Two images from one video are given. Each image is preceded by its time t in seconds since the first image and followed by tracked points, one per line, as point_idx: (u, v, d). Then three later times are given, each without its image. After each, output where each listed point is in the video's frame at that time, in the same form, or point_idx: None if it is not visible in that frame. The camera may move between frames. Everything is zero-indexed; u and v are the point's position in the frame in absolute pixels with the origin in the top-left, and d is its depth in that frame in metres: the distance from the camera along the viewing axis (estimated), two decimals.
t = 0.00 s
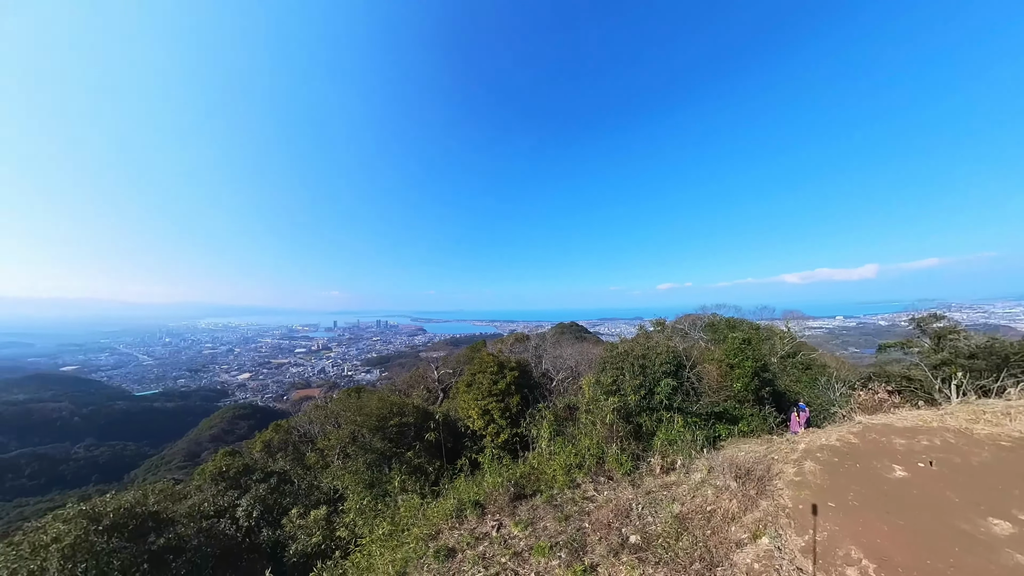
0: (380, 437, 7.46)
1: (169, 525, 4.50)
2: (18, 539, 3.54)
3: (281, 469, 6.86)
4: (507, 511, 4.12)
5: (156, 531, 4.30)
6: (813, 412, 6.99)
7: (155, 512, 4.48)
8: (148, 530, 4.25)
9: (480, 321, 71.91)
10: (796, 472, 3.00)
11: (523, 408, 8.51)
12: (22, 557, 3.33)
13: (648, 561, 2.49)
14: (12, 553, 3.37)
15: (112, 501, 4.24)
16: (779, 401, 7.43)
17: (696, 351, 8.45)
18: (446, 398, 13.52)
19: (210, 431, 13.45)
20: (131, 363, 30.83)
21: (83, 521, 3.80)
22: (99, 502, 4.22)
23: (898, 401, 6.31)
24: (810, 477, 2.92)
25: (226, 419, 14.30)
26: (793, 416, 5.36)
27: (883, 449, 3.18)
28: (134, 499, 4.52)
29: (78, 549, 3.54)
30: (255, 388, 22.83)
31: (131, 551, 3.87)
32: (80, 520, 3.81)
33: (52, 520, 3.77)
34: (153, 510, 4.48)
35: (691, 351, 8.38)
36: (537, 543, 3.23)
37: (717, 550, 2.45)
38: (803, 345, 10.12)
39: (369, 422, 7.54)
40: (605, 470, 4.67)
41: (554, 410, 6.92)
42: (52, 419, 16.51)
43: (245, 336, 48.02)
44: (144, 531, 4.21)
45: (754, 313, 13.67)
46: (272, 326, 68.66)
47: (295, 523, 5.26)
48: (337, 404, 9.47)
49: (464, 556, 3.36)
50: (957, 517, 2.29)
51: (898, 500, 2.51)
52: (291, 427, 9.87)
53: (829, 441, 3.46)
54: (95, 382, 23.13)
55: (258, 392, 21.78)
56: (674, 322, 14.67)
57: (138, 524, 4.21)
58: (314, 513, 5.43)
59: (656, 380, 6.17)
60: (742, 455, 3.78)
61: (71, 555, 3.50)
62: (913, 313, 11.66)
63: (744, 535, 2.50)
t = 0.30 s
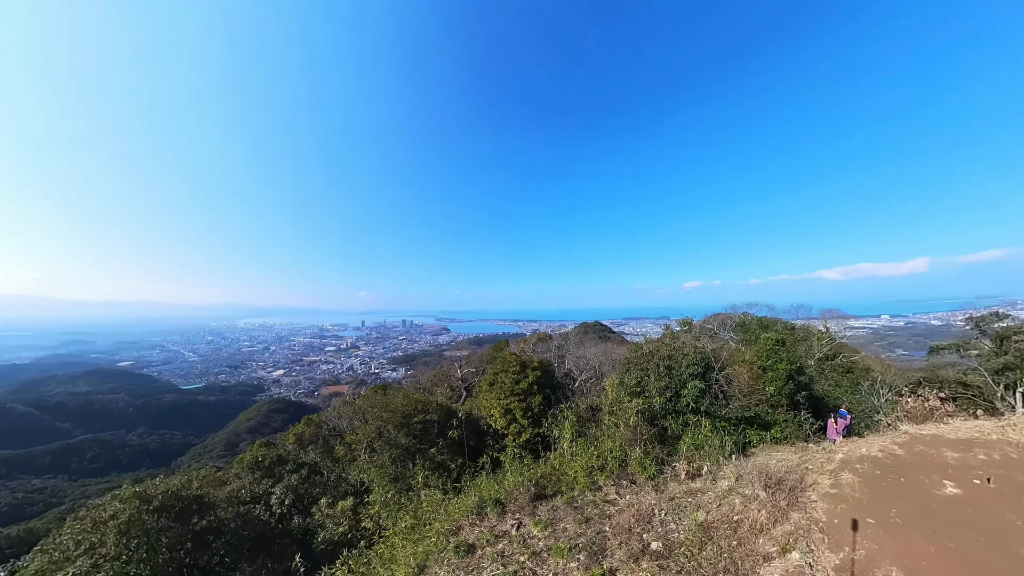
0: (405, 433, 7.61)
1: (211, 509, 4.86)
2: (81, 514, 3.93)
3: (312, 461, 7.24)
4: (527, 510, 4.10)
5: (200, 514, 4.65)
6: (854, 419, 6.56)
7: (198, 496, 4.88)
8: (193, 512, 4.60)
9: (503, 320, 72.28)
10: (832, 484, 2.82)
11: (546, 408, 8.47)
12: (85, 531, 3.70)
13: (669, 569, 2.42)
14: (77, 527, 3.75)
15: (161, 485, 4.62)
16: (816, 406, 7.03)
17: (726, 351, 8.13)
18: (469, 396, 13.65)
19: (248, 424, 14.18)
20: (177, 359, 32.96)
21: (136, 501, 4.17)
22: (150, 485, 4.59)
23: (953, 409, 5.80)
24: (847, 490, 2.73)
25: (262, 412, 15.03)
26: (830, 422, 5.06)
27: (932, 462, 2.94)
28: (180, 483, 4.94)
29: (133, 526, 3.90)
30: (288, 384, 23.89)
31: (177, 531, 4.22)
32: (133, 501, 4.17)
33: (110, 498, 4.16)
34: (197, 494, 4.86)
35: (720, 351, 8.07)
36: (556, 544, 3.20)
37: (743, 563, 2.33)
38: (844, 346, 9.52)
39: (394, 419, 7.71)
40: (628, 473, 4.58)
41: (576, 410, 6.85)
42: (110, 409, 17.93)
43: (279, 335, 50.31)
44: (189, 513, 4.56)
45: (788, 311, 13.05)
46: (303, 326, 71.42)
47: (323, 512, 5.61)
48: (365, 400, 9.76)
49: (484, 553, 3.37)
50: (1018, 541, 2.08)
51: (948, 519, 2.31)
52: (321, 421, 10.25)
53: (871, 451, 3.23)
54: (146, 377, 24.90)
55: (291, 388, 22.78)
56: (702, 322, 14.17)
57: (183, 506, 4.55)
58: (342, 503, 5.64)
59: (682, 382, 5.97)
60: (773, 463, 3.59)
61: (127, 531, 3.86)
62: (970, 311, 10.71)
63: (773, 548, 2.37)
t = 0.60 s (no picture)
0: (429, 430, 7.74)
1: (249, 495, 5.28)
2: (138, 493, 4.45)
3: (341, 454, 7.53)
4: (548, 510, 4.08)
5: (238, 499, 5.08)
6: (901, 427, 6.10)
7: (237, 483, 5.27)
8: (232, 497, 5.03)
9: (526, 319, 72.27)
10: (873, 498, 2.64)
11: (569, 409, 8.39)
12: (140, 509, 4.20)
13: None
14: (133, 505, 4.26)
15: (205, 471, 5.08)
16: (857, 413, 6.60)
17: (758, 353, 7.78)
18: (491, 395, 13.72)
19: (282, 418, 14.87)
20: (219, 356, 34.95)
21: (182, 485, 4.62)
22: (196, 471, 5.06)
23: (1016, 420, 5.29)
24: (889, 505, 2.55)
25: (295, 407, 15.71)
26: (873, 431, 4.71)
27: (990, 479, 2.69)
28: (222, 470, 5.36)
29: (179, 508, 4.35)
30: (319, 380, 24.84)
31: (217, 514, 4.64)
32: (181, 484, 4.61)
33: (161, 481, 4.63)
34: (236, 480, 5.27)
35: (751, 353, 7.73)
36: (576, 545, 3.17)
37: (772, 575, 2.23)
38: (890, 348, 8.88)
39: (419, 416, 7.86)
40: (652, 477, 4.47)
41: (599, 411, 6.75)
42: (160, 400, 19.32)
43: (311, 334, 52.42)
44: (229, 497, 5.00)
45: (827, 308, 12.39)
46: (333, 325, 74.11)
47: (351, 503, 5.80)
48: (391, 397, 10.01)
49: (504, 550, 3.38)
50: None
51: (1006, 542, 2.11)
52: (350, 417, 10.60)
53: (918, 464, 3.00)
54: (192, 373, 26.58)
55: (322, 384, 23.67)
56: (732, 321, 13.61)
57: (224, 491, 4.98)
58: (368, 495, 5.80)
59: (711, 385, 5.76)
60: (808, 473, 3.40)
61: (174, 511, 4.32)
62: None
63: (804, 563, 2.25)
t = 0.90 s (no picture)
0: (453, 427, 7.83)
1: (283, 483, 5.56)
2: (184, 477, 4.77)
3: (369, 448, 7.75)
4: (570, 511, 4.04)
5: (273, 487, 5.36)
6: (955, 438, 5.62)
7: (272, 472, 5.55)
8: (267, 485, 5.31)
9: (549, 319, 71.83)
10: (921, 515, 2.45)
11: (592, 410, 8.27)
12: (186, 492, 4.50)
13: None
14: (181, 488, 4.59)
15: (244, 459, 5.39)
16: (905, 421, 6.13)
17: (793, 355, 7.39)
18: (514, 394, 13.74)
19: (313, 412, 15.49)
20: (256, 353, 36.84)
21: (223, 471, 4.93)
22: (237, 459, 5.39)
23: None
24: (940, 523, 2.36)
25: (325, 402, 16.32)
26: (921, 441, 4.39)
27: None
28: (259, 459, 5.66)
29: (220, 492, 4.65)
30: (348, 377, 25.68)
31: (254, 500, 4.92)
32: (222, 471, 4.93)
33: (205, 467, 4.97)
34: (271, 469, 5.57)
35: (786, 355, 7.36)
36: (598, 548, 3.12)
37: None
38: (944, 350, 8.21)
39: (443, 414, 7.98)
40: (678, 483, 4.34)
41: (624, 412, 6.61)
42: (204, 393, 20.59)
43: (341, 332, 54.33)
44: (264, 485, 5.28)
45: (870, 306, 11.54)
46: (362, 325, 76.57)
47: (377, 495, 5.95)
48: (416, 394, 10.22)
49: (525, 549, 3.37)
50: None
51: None
52: (377, 412, 10.89)
53: (974, 479, 2.76)
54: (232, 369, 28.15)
55: (350, 381, 24.48)
56: (766, 321, 12.99)
57: (260, 479, 5.27)
58: (393, 489, 5.93)
59: (742, 388, 5.52)
60: (848, 484, 3.20)
61: (216, 496, 4.62)
62: None
63: None
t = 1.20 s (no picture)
0: (477, 425, 7.89)
1: (314, 474, 5.79)
2: (225, 464, 5.07)
3: (395, 444, 7.94)
4: (593, 514, 3.96)
5: (305, 478, 5.58)
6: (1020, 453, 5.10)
7: (304, 462, 5.78)
8: (300, 475, 5.54)
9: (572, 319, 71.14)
10: (981, 537, 2.23)
11: (617, 411, 8.11)
12: (227, 478, 4.84)
13: None
14: (222, 474, 4.93)
15: (279, 449, 5.65)
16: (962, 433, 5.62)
17: (833, 357, 6.96)
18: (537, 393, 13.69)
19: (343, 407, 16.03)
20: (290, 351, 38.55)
21: (260, 460, 5.17)
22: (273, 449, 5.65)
23: None
24: (1003, 546, 2.14)
25: (354, 399, 16.85)
26: (981, 455, 4.02)
27: None
28: (292, 450, 5.92)
29: (256, 480, 4.91)
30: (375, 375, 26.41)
31: (287, 489, 5.15)
32: (259, 459, 5.18)
33: (244, 455, 5.27)
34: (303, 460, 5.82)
35: (825, 357, 6.94)
36: (621, 553, 3.05)
37: None
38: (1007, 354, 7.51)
39: (467, 412, 8.05)
40: (706, 490, 4.17)
41: (650, 415, 6.45)
42: (242, 388, 21.74)
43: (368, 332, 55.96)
44: (297, 475, 5.51)
45: (920, 305, 10.67)
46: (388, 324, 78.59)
47: (402, 489, 6.07)
48: (441, 392, 10.37)
49: (546, 550, 3.34)
50: None
51: None
52: (403, 410, 11.13)
53: None
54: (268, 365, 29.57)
55: (377, 378, 25.15)
56: (803, 321, 12.31)
57: (293, 469, 5.50)
58: (418, 483, 6.03)
59: (777, 392, 5.25)
60: (895, 499, 2.97)
61: (253, 483, 4.87)
62: None
63: None
